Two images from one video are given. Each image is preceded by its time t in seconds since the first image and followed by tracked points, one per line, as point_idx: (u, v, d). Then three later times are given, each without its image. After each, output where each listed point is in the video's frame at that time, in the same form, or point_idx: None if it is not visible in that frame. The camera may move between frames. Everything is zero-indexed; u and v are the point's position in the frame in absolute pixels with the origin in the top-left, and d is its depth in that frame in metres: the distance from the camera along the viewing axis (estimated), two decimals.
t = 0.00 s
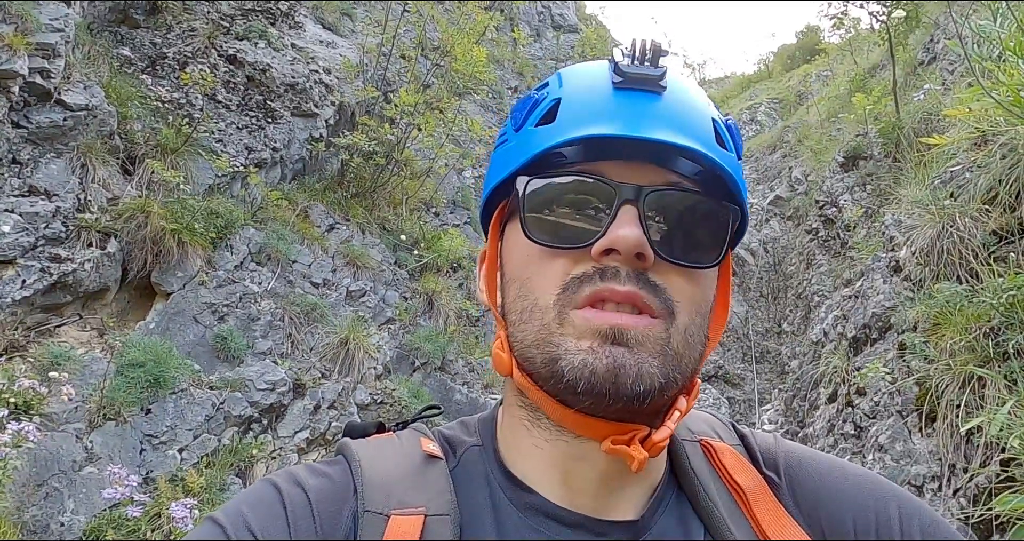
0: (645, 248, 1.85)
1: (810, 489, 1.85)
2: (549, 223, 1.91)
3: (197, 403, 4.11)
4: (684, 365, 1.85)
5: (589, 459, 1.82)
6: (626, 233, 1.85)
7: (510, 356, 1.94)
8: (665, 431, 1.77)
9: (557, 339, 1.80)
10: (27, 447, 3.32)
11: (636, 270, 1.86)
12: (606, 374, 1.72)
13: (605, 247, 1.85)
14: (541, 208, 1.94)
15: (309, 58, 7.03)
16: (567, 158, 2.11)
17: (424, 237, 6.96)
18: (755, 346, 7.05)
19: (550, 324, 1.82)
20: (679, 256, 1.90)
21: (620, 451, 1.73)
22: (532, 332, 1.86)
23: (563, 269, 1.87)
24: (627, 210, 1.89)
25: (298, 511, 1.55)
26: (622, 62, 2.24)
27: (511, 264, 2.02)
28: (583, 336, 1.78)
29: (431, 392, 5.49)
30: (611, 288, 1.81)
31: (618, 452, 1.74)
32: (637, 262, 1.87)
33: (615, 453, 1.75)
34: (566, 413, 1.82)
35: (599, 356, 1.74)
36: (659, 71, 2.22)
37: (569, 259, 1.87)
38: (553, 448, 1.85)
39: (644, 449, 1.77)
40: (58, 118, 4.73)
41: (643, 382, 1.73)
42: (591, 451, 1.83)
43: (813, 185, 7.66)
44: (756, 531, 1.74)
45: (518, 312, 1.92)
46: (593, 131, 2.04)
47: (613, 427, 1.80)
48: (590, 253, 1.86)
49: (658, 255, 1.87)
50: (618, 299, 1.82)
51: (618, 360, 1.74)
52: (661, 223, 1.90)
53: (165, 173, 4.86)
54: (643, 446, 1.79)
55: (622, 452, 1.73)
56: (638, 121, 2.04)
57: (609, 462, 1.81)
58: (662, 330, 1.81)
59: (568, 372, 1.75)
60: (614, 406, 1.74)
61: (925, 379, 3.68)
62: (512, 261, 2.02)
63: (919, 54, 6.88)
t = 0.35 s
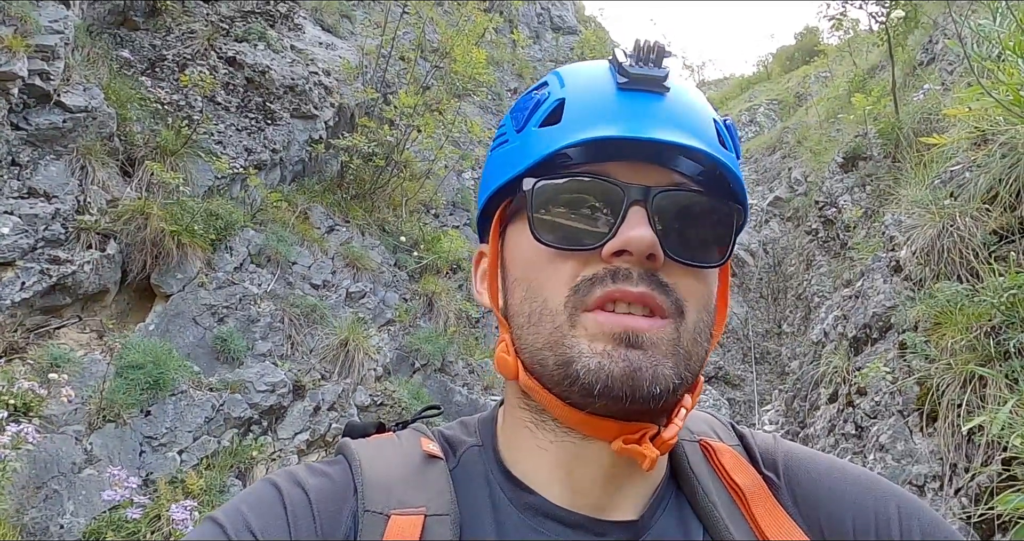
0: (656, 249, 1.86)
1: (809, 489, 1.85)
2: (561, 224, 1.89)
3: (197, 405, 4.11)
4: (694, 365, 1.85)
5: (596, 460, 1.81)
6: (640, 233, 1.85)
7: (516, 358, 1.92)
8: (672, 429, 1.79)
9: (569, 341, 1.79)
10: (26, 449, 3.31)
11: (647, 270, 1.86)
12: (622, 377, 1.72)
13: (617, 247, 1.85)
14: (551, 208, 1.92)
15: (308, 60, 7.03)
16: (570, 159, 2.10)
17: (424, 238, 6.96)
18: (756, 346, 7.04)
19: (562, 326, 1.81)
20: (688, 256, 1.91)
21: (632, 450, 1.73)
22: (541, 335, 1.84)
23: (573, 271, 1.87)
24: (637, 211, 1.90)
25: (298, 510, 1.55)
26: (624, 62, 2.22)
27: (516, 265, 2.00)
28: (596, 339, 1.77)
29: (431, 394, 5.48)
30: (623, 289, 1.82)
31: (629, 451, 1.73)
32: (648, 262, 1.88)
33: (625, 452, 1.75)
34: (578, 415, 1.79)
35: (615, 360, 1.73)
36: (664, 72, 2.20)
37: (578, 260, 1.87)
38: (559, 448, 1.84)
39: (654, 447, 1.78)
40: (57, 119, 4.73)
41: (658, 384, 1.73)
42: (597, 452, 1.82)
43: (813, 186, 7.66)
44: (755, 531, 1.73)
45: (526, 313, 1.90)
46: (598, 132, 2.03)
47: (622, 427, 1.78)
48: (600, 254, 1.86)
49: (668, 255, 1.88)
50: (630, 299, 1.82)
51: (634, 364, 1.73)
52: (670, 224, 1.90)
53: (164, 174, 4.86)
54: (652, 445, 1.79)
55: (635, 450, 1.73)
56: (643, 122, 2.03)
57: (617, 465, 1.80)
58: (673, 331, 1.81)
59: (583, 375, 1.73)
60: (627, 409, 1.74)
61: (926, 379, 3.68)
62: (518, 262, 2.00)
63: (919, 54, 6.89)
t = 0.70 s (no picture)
0: (656, 248, 1.86)
1: (810, 489, 1.85)
2: (560, 225, 1.89)
3: (196, 404, 4.10)
4: (693, 364, 1.86)
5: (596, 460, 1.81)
6: (638, 232, 1.85)
7: (516, 359, 1.92)
8: (672, 428, 1.79)
9: (567, 343, 1.79)
10: (26, 448, 3.30)
11: (646, 269, 1.87)
12: (620, 380, 1.71)
13: (616, 247, 1.85)
14: (549, 208, 1.92)
15: (308, 60, 7.03)
16: (569, 159, 2.10)
17: (424, 238, 6.96)
18: (755, 347, 7.04)
19: (560, 327, 1.81)
20: (687, 255, 1.91)
21: (632, 450, 1.73)
22: (540, 337, 1.84)
23: (571, 272, 1.87)
24: (635, 211, 1.90)
25: (298, 510, 1.55)
26: (622, 62, 2.22)
27: (515, 266, 2.00)
28: (593, 341, 1.77)
29: (431, 393, 5.48)
30: (622, 289, 1.82)
31: (629, 450, 1.73)
32: (648, 261, 1.88)
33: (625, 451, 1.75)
34: (578, 416, 1.78)
35: (612, 363, 1.73)
36: (661, 71, 2.20)
37: (576, 261, 1.87)
38: (558, 449, 1.83)
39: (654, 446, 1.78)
40: (58, 118, 4.72)
41: (657, 386, 1.73)
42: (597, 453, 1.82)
43: (813, 187, 7.66)
44: (755, 532, 1.73)
45: (525, 315, 1.90)
46: (596, 132, 2.03)
47: (622, 427, 1.77)
48: (599, 254, 1.87)
49: (667, 254, 1.89)
50: (629, 300, 1.82)
51: (633, 366, 1.73)
52: (669, 222, 1.91)
53: (164, 173, 4.86)
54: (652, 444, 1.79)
55: (635, 449, 1.73)
56: (641, 122, 2.03)
57: (618, 464, 1.80)
58: (671, 332, 1.82)
59: (581, 378, 1.73)
60: (626, 411, 1.74)
61: (926, 380, 3.68)
62: (516, 263, 2.00)
63: (919, 55, 6.89)
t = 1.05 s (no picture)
0: (655, 247, 1.86)
1: (811, 494, 1.85)
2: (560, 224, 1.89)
3: (200, 401, 4.12)
4: (691, 364, 1.86)
5: (597, 463, 1.81)
6: (638, 231, 1.85)
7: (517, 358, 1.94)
8: (671, 429, 1.79)
9: (567, 344, 1.80)
10: (31, 443, 3.32)
11: (646, 268, 1.87)
12: (620, 382, 1.72)
13: (615, 246, 1.85)
14: (550, 206, 1.92)
15: (315, 58, 7.05)
16: (568, 157, 2.10)
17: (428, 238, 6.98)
18: (759, 349, 7.04)
19: (560, 327, 1.82)
20: (687, 254, 1.91)
21: (631, 452, 1.73)
22: (541, 337, 1.85)
23: (571, 271, 1.87)
24: (635, 208, 1.90)
25: (299, 510, 1.56)
26: (622, 58, 2.21)
27: (514, 265, 2.01)
28: (593, 343, 1.78)
29: (434, 392, 5.49)
30: (621, 288, 1.82)
31: (628, 453, 1.74)
32: (647, 260, 1.88)
33: (625, 453, 1.75)
34: (577, 419, 1.79)
35: (612, 365, 1.74)
36: (661, 68, 2.20)
37: (576, 260, 1.88)
38: (558, 451, 1.84)
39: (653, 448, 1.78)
40: (65, 115, 4.75)
41: (657, 387, 1.74)
42: (596, 455, 1.83)
43: (818, 189, 7.64)
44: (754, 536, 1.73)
45: (526, 314, 1.91)
46: (596, 130, 2.03)
47: (621, 429, 1.78)
48: (598, 253, 1.87)
49: (668, 252, 1.89)
50: (629, 298, 1.83)
51: (632, 368, 1.74)
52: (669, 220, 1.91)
53: (170, 171, 4.89)
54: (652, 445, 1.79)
55: (633, 451, 1.73)
56: (641, 120, 2.03)
57: (618, 465, 1.81)
58: (670, 333, 1.82)
59: (581, 380, 1.74)
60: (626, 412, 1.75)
61: (929, 384, 3.67)
62: (516, 262, 2.00)
63: (925, 58, 6.88)
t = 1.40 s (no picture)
0: (568, 262, 1.82)
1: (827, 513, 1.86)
2: (482, 278, 1.89)
3: (211, 397, 4.13)
4: (644, 360, 1.82)
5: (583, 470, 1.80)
6: (542, 255, 1.81)
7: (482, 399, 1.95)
8: (646, 426, 1.75)
9: (513, 380, 1.79)
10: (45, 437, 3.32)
11: (565, 286, 1.83)
12: (565, 404, 1.70)
13: (530, 276, 1.82)
14: (467, 264, 1.92)
15: (327, 56, 7.05)
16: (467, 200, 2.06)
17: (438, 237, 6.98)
18: (767, 354, 7.00)
19: (505, 367, 1.82)
20: (605, 257, 1.87)
21: (611, 459, 1.72)
22: (493, 376, 1.85)
23: (501, 312, 1.86)
24: (540, 230, 1.87)
25: (298, 512, 1.55)
26: (485, 87, 2.17)
27: (461, 318, 2.01)
28: (536, 373, 1.76)
29: (443, 392, 5.50)
30: (545, 314, 1.79)
31: (608, 461, 1.72)
32: (565, 276, 1.84)
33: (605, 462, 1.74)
34: (548, 440, 1.78)
35: (554, 390, 1.72)
36: (525, 82, 2.14)
37: (503, 301, 1.86)
38: (545, 465, 1.81)
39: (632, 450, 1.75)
40: (80, 110, 4.77)
41: (604, 398, 1.71)
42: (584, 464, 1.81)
43: (829, 194, 7.61)
44: None
45: (478, 359, 1.91)
46: (480, 168, 1.99)
47: (595, 440, 1.77)
48: (520, 286, 1.85)
49: (584, 260, 1.84)
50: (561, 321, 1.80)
51: (574, 387, 1.71)
52: (594, 218, 1.89)
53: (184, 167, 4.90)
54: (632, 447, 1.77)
55: (612, 460, 1.71)
56: (518, 143, 1.98)
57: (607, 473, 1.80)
58: (612, 336, 1.79)
59: (532, 412, 1.73)
60: (584, 427, 1.73)
61: (948, 396, 3.64)
62: (460, 315, 2.01)
63: (941, 64, 6.83)
